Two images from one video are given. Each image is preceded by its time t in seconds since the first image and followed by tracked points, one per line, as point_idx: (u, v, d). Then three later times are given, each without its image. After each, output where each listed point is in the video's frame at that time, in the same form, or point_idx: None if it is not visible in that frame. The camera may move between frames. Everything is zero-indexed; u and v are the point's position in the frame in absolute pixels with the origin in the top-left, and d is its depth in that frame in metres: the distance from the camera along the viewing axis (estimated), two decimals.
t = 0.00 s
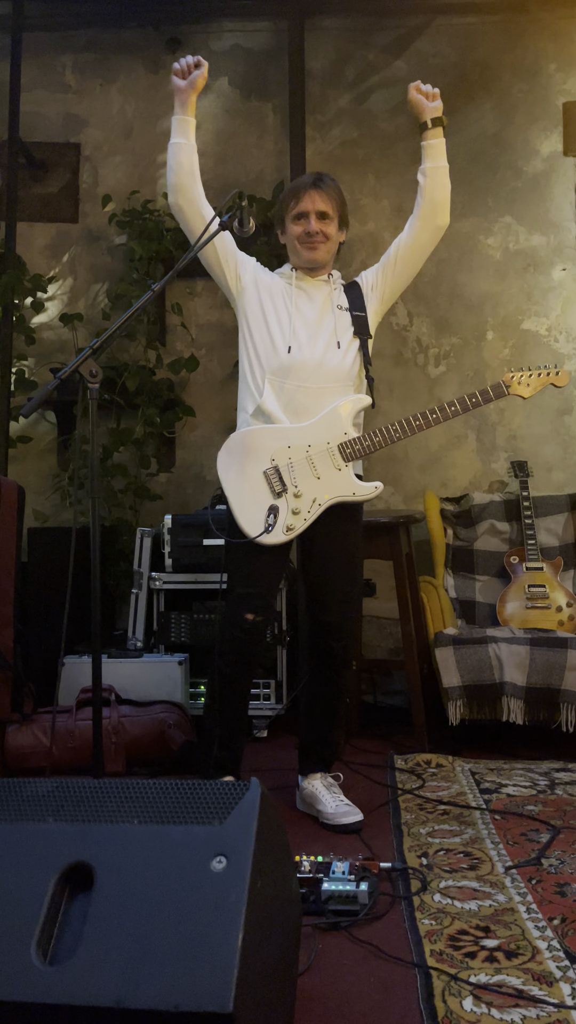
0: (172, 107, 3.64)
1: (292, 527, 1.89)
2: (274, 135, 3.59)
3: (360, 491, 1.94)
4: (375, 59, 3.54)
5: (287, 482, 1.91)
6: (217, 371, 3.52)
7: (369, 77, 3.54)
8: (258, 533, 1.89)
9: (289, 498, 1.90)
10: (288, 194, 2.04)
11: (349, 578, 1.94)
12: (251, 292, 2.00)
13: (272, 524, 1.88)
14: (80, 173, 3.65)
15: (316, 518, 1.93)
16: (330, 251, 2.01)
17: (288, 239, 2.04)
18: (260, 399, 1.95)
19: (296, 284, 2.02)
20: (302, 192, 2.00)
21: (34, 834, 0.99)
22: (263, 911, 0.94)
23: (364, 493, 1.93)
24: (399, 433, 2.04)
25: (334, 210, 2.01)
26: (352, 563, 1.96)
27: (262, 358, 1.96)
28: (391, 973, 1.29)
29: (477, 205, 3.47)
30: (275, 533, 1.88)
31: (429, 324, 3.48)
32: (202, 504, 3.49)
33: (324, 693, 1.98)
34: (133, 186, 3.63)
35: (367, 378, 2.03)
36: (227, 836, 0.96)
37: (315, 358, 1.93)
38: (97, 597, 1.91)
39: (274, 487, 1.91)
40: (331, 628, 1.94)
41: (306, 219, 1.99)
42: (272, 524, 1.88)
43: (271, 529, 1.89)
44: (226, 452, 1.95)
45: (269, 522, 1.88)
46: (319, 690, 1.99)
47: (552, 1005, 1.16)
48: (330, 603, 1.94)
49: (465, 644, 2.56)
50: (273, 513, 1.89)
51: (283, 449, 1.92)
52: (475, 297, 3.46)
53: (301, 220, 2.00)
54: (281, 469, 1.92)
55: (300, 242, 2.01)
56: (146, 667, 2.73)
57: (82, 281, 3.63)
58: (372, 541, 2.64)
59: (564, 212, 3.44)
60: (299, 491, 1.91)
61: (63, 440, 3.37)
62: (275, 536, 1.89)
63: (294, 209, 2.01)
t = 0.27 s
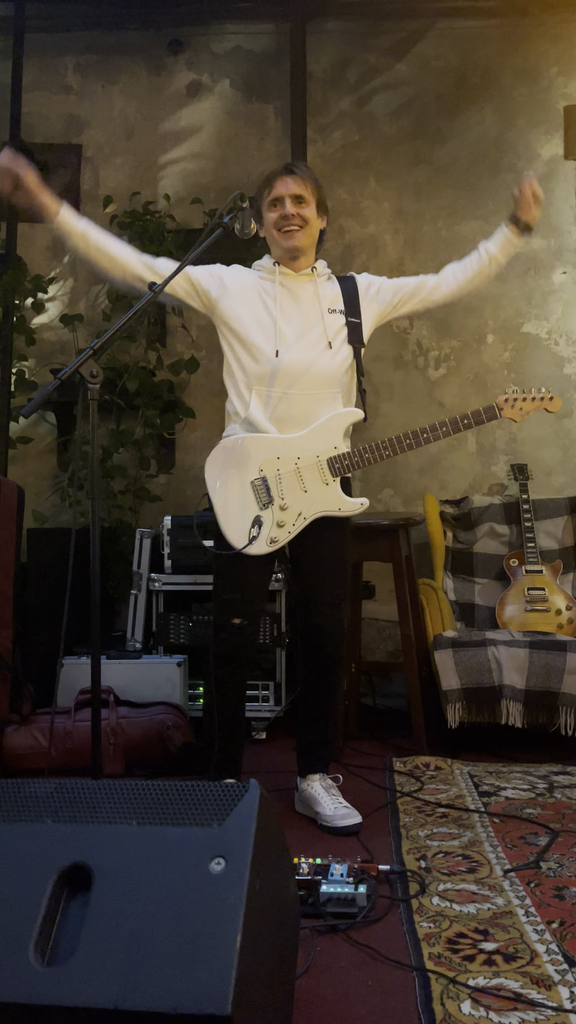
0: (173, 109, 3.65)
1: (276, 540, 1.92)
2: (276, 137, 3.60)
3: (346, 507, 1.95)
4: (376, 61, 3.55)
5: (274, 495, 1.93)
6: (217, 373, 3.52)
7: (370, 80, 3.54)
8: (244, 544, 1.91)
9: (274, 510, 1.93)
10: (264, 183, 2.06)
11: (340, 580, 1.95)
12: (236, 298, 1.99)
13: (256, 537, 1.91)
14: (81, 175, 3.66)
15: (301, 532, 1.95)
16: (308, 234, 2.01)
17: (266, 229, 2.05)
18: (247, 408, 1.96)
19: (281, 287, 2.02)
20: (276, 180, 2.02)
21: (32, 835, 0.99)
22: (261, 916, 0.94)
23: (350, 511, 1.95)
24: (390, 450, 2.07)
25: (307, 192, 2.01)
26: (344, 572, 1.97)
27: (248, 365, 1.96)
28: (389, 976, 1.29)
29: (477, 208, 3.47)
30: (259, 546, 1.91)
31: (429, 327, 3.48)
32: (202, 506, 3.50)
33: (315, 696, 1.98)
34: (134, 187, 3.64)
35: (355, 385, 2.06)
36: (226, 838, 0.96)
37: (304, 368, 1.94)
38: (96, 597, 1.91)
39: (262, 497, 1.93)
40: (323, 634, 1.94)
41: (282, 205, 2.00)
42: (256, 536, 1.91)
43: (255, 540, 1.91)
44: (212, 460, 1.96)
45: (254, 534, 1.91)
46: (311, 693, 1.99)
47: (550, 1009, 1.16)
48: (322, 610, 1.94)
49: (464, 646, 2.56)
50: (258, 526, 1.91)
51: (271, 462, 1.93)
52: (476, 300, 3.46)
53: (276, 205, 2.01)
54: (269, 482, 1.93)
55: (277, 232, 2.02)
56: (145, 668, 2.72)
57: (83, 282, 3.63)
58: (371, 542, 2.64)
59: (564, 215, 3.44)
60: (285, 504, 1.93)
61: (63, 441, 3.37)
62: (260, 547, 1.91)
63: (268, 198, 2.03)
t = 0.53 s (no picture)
0: (176, 108, 3.65)
1: (259, 551, 1.92)
2: (279, 138, 3.60)
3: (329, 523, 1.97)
4: (380, 63, 3.55)
5: (258, 506, 1.94)
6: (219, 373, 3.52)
7: (374, 81, 3.54)
8: (226, 556, 1.91)
9: (258, 521, 1.93)
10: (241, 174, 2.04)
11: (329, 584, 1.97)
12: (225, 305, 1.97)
13: (239, 548, 1.91)
14: (84, 173, 3.66)
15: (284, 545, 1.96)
16: (283, 226, 1.99)
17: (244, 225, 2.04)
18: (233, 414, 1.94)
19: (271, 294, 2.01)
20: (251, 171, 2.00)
21: (36, 833, 0.99)
22: (264, 914, 0.94)
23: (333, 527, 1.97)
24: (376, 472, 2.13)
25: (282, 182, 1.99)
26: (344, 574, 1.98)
27: (238, 373, 1.94)
28: (391, 977, 1.28)
29: (480, 210, 3.47)
30: (241, 556, 1.91)
31: (431, 328, 3.48)
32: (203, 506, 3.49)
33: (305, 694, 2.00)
34: (137, 186, 3.64)
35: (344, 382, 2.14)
36: (230, 837, 0.96)
37: (295, 381, 1.95)
38: (98, 595, 1.90)
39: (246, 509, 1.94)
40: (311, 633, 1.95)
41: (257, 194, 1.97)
42: (239, 548, 1.91)
43: (238, 551, 1.91)
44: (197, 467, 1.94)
45: (237, 545, 1.91)
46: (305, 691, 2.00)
47: (552, 1010, 1.16)
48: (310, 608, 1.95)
49: (465, 648, 2.56)
50: (241, 537, 1.91)
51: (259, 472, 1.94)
52: (478, 302, 3.47)
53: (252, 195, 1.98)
54: (255, 493, 1.94)
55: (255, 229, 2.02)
56: (146, 667, 2.72)
57: (85, 281, 3.63)
58: (373, 543, 2.63)
59: (567, 218, 3.44)
60: (270, 515, 1.93)
61: (65, 440, 3.37)
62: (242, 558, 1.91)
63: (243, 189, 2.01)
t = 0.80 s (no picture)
0: (180, 106, 3.64)
1: (238, 549, 1.92)
2: (283, 136, 3.59)
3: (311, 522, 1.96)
4: (384, 62, 3.55)
5: (238, 504, 1.94)
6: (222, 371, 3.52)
7: (378, 80, 3.54)
8: (204, 553, 1.92)
9: (237, 519, 1.93)
10: (228, 173, 2.03)
11: (320, 583, 1.95)
12: (208, 301, 1.97)
13: (217, 545, 1.91)
14: (88, 171, 3.66)
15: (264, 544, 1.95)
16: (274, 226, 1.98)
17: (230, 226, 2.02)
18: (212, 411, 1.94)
19: (254, 291, 2.02)
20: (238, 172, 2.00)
21: (41, 828, 0.99)
22: (269, 909, 0.94)
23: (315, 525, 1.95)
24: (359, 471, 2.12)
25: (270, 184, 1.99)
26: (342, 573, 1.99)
27: (218, 370, 1.95)
28: (393, 975, 1.29)
29: (484, 210, 3.47)
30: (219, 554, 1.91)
31: (434, 328, 3.48)
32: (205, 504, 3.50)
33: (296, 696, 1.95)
34: (141, 184, 3.64)
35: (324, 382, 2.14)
36: (234, 833, 0.96)
37: (276, 378, 1.96)
38: (102, 591, 1.90)
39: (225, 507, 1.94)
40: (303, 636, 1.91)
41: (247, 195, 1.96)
42: (217, 546, 1.91)
43: (216, 548, 1.91)
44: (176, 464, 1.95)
45: (216, 543, 1.91)
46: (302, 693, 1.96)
47: (555, 1009, 1.16)
48: (301, 609, 1.92)
49: (466, 648, 2.57)
50: (220, 534, 1.91)
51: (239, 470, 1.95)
52: (481, 302, 3.47)
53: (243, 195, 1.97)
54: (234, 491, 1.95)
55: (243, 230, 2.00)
56: (147, 664, 2.72)
57: (88, 278, 3.63)
58: (375, 542, 2.63)
59: (571, 218, 3.44)
60: (250, 513, 1.93)
61: (67, 437, 3.37)
62: (220, 556, 1.92)
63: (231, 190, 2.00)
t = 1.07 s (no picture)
0: (181, 101, 3.63)
1: (221, 545, 1.90)
2: (285, 132, 3.58)
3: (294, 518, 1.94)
4: (387, 58, 3.54)
5: (220, 500, 1.93)
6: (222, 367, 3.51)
7: (380, 77, 3.53)
8: (186, 549, 1.91)
9: (220, 515, 1.92)
10: (230, 166, 2.01)
11: (296, 576, 1.94)
12: (197, 294, 1.98)
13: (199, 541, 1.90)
14: (89, 165, 3.64)
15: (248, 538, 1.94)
16: (271, 228, 1.98)
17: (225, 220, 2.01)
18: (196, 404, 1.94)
19: (240, 286, 2.03)
20: (239, 168, 1.99)
21: (40, 824, 0.99)
22: (269, 908, 0.93)
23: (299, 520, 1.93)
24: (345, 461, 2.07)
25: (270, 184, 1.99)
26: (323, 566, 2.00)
27: (203, 365, 1.96)
28: (391, 972, 1.28)
29: (485, 207, 3.46)
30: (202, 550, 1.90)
31: (434, 325, 3.48)
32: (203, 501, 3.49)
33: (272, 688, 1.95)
34: (141, 179, 3.63)
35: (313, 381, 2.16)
36: (233, 830, 0.95)
37: (259, 372, 1.96)
38: (101, 587, 1.89)
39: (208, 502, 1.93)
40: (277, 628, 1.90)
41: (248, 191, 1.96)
42: (200, 540, 1.90)
43: (198, 546, 1.90)
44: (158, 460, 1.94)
45: (198, 538, 1.90)
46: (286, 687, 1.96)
47: (553, 1007, 1.16)
48: (275, 600, 1.91)
49: (465, 646, 2.56)
50: (203, 530, 1.91)
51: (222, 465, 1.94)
52: (482, 299, 3.46)
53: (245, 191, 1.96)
54: (218, 486, 1.94)
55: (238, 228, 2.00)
56: (145, 660, 2.72)
57: (88, 273, 3.62)
58: (373, 538, 2.63)
59: (572, 216, 3.44)
60: (233, 509, 1.93)
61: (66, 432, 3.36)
62: (203, 553, 1.90)
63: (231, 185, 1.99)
